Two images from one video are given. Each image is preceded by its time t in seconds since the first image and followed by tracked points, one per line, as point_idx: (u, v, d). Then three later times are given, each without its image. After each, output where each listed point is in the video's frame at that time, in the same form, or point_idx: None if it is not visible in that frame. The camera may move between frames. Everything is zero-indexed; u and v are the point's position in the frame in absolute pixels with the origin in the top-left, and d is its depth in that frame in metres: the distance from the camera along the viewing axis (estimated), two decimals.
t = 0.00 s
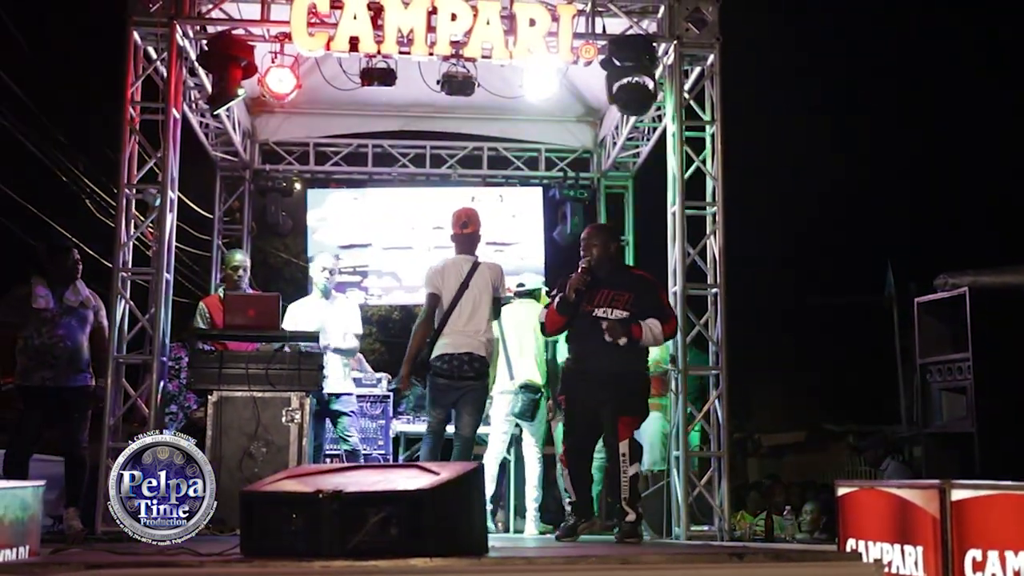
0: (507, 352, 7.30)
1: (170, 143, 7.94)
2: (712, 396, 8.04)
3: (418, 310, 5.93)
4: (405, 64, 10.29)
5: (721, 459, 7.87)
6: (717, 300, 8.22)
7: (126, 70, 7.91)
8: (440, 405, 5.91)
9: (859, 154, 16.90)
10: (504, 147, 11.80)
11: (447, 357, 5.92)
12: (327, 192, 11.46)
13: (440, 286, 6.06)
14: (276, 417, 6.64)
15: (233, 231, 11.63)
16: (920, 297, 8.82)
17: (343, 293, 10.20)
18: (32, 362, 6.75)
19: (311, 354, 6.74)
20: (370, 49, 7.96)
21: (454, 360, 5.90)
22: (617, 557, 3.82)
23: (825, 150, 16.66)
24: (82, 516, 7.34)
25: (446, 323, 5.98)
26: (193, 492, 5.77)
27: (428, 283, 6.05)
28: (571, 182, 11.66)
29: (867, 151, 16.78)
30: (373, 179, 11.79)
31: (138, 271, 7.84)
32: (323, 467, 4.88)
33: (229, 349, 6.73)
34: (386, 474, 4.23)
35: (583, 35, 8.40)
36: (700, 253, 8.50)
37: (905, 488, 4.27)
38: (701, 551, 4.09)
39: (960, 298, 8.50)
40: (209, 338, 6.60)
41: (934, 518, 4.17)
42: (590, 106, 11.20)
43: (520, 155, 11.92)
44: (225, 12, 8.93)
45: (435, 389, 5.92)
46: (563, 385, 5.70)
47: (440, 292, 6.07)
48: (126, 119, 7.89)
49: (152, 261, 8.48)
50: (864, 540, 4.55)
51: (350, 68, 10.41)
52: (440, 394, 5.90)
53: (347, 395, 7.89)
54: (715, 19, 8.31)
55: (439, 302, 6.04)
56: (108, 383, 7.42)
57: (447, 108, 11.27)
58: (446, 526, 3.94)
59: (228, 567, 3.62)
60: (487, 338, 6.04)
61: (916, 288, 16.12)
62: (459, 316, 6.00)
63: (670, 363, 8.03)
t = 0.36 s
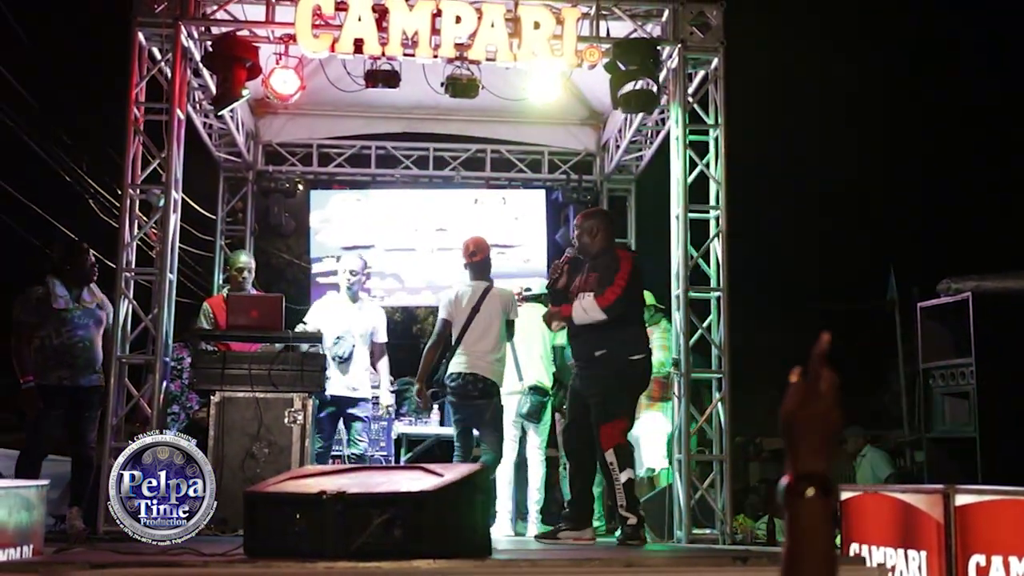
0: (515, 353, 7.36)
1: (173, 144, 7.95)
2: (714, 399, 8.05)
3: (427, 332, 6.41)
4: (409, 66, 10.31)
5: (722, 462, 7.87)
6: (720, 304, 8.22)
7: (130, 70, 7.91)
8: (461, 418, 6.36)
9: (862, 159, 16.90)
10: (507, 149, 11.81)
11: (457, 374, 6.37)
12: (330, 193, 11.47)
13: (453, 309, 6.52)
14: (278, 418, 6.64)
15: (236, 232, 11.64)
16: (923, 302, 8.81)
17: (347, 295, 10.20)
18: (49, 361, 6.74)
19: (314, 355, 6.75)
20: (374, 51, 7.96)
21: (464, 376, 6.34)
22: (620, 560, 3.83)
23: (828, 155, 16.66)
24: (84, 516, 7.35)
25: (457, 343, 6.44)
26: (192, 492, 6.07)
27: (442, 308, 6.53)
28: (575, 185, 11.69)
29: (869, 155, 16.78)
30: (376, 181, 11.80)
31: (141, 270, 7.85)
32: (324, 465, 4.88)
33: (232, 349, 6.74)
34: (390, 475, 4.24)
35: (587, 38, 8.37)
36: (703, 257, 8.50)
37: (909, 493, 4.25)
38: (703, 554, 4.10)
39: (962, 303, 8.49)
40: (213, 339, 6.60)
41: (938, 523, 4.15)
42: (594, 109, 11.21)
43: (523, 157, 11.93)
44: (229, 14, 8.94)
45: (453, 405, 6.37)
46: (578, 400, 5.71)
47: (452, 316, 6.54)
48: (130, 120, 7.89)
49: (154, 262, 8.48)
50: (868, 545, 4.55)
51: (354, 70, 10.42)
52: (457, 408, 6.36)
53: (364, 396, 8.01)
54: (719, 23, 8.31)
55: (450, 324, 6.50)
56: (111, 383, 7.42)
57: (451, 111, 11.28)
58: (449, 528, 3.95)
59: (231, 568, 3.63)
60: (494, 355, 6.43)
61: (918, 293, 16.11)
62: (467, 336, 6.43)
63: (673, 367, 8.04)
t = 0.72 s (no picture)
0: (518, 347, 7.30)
1: (174, 134, 7.93)
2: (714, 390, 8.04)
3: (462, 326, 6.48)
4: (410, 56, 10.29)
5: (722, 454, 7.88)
6: (720, 295, 8.21)
7: (130, 60, 7.89)
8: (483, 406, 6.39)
9: (862, 151, 16.88)
10: (507, 140, 11.79)
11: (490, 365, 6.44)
12: (330, 184, 11.46)
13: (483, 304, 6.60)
14: (278, 409, 6.63)
15: (236, 223, 11.63)
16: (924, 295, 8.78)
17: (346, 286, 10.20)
18: (54, 347, 6.76)
19: (314, 345, 6.73)
20: (375, 41, 7.94)
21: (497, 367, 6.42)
22: (620, 551, 3.83)
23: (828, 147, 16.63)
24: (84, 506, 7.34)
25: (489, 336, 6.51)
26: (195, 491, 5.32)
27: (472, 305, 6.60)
28: (575, 176, 11.66)
29: (870, 147, 16.75)
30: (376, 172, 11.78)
31: (141, 260, 7.83)
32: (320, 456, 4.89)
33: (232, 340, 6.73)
34: (390, 466, 4.24)
35: (589, 29, 8.32)
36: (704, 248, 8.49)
37: (909, 485, 4.23)
38: (703, 546, 4.09)
39: (962, 296, 8.47)
40: (213, 329, 6.60)
41: (939, 515, 4.13)
42: (594, 100, 11.18)
43: (523, 148, 11.91)
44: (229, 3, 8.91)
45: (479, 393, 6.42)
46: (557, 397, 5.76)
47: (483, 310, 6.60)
48: (130, 109, 7.88)
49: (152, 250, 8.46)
50: (868, 536, 4.52)
51: (354, 60, 10.41)
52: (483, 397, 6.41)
53: (381, 390, 7.87)
54: (720, 14, 8.30)
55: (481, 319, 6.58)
56: (111, 373, 7.42)
57: (451, 101, 11.26)
58: (449, 520, 3.95)
59: (230, 558, 3.63)
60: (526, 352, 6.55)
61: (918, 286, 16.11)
62: (500, 331, 6.53)
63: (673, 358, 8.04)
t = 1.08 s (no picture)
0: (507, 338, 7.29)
1: (160, 129, 7.89)
2: (702, 385, 8.05)
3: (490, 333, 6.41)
4: (398, 51, 10.27)
5: (710, 449, 7.89)
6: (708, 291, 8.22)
7: (116, 55, 7.85)
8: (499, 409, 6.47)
9: (850, 148, 16.94)
10: (495, 136, 11.79)
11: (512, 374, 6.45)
12: (317, 180, 11.44)
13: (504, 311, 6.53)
14: (265, 405, 6.61)
15: (224, 218, 11.60)
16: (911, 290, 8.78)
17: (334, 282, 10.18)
18: (41, 344, 6.79)
19: (301, 341, 6.72)
20: (362, 36, 7.92)
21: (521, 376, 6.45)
22: (607, 547, 3.84)
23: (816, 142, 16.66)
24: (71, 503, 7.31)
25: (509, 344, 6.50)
26: (196, 491, 4.71)
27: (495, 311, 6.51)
28: (564, 171, 11.64)
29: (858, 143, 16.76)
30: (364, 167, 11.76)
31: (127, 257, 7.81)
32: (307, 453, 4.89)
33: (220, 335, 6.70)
34: (377, 461, 4.24)
35: (577, 24, 8.33)
36: (692, 244, 8.49)
37: (894, 479, 4.04)
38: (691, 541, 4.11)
39: (949, 290, 8.48)
40: (200, 325, 6.57)
41: (925, 510, 3.94)
42: (583, 95, 11.19)
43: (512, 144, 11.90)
44: None
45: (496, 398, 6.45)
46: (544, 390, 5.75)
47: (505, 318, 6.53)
48: (116, 104, 7.84)
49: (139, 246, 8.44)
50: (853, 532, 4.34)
51: (342, 55, 10.37)
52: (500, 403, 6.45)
53: (377, 386, 7.82)
54: (708, 10, 8.30)
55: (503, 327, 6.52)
56: (97, 370, 7.39)
57: (439, 97, 11.25)
58: (438, 514, 3.95)
59: (214, 556, 3.62)
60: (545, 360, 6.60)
61: (907, 281, 16.12)
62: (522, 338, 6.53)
63: (661, 355, 8.07)
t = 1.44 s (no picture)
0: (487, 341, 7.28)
1: (133, 132, 7.85)
2: (678, 385, 8.07)
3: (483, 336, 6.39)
4: (373, 53, 10.25)
5: (687, 449, 7.91)
6: (684, 291, 8.23)
7: (88, 58, 7.80)
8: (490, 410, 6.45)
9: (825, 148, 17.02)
10: (471, 138, 11.79)
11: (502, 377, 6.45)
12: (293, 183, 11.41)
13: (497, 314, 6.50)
14: (241, 409, 6.58)
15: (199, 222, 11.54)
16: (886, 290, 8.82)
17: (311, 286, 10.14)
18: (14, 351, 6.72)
19: (277, 345, 6.69)
20: (336, 39, 7.91)
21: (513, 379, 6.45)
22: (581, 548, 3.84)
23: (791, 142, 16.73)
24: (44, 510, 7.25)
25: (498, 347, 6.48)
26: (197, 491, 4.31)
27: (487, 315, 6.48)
28: (540, 173, 11.67)
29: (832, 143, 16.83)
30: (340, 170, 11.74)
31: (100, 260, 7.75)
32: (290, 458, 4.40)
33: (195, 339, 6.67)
34: (352, 465, 4.23)
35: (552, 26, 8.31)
36: (668, 244, 8.51)
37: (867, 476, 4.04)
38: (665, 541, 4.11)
39: (923, 290, 8.53)
40: (175, 329, 6.53)
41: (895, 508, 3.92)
42: (558, 97, 11.21)
43: (488, 145, 11.90)
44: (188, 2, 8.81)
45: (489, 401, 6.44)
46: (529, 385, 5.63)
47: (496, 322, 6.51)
48: (89, 107, 7.80)
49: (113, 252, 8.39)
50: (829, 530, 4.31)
51: (316, 57, 10.34)
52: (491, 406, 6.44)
53: (353, 390, 7.81)
54: (682, 11, 8.33)
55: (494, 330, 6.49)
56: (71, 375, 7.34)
57: (415, 99, 11.24)
58: (411, 516, 3.95)
59: (186, 560, 3.60)
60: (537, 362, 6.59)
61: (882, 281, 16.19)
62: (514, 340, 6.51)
63: (637, 355, 8.09)
